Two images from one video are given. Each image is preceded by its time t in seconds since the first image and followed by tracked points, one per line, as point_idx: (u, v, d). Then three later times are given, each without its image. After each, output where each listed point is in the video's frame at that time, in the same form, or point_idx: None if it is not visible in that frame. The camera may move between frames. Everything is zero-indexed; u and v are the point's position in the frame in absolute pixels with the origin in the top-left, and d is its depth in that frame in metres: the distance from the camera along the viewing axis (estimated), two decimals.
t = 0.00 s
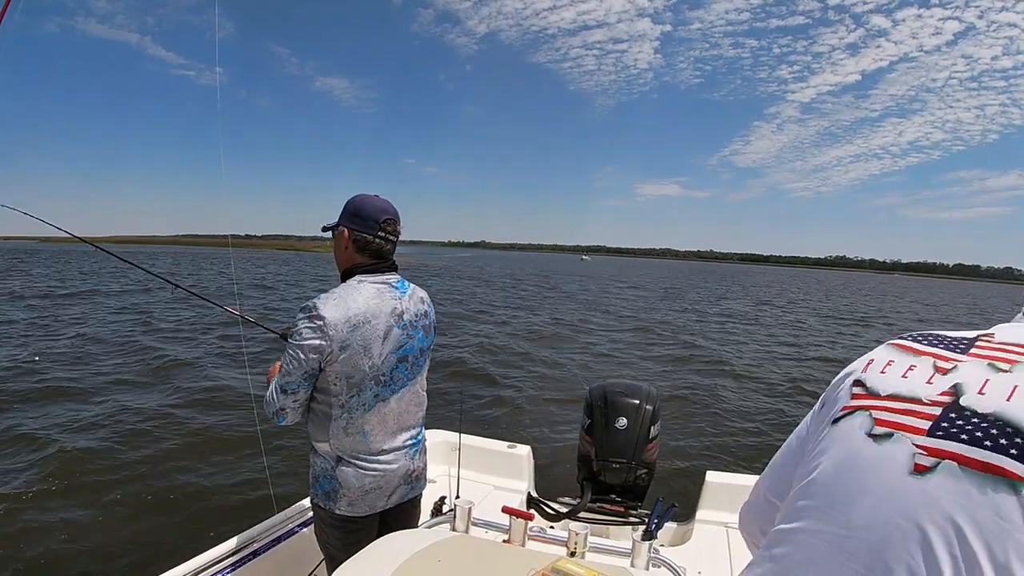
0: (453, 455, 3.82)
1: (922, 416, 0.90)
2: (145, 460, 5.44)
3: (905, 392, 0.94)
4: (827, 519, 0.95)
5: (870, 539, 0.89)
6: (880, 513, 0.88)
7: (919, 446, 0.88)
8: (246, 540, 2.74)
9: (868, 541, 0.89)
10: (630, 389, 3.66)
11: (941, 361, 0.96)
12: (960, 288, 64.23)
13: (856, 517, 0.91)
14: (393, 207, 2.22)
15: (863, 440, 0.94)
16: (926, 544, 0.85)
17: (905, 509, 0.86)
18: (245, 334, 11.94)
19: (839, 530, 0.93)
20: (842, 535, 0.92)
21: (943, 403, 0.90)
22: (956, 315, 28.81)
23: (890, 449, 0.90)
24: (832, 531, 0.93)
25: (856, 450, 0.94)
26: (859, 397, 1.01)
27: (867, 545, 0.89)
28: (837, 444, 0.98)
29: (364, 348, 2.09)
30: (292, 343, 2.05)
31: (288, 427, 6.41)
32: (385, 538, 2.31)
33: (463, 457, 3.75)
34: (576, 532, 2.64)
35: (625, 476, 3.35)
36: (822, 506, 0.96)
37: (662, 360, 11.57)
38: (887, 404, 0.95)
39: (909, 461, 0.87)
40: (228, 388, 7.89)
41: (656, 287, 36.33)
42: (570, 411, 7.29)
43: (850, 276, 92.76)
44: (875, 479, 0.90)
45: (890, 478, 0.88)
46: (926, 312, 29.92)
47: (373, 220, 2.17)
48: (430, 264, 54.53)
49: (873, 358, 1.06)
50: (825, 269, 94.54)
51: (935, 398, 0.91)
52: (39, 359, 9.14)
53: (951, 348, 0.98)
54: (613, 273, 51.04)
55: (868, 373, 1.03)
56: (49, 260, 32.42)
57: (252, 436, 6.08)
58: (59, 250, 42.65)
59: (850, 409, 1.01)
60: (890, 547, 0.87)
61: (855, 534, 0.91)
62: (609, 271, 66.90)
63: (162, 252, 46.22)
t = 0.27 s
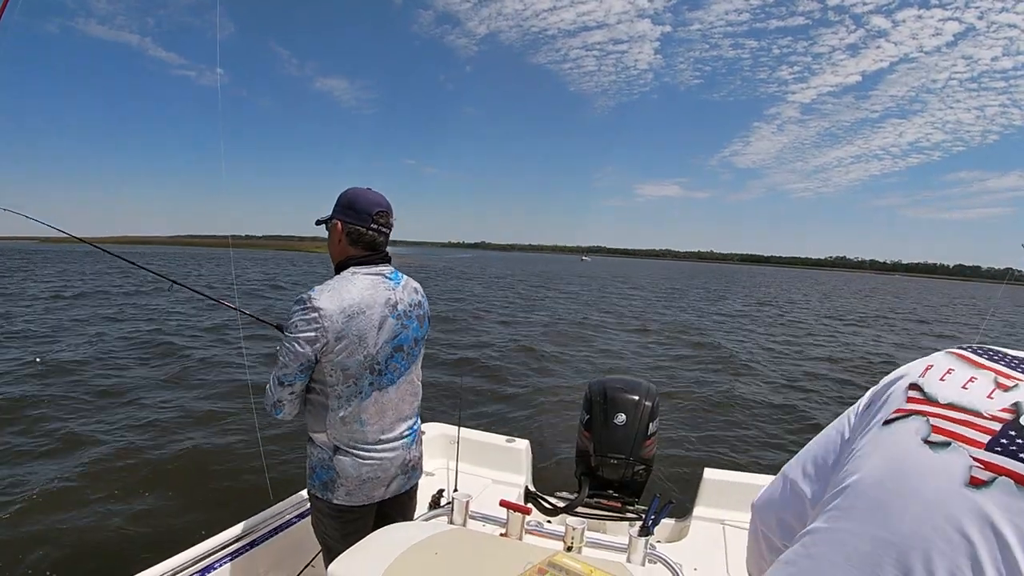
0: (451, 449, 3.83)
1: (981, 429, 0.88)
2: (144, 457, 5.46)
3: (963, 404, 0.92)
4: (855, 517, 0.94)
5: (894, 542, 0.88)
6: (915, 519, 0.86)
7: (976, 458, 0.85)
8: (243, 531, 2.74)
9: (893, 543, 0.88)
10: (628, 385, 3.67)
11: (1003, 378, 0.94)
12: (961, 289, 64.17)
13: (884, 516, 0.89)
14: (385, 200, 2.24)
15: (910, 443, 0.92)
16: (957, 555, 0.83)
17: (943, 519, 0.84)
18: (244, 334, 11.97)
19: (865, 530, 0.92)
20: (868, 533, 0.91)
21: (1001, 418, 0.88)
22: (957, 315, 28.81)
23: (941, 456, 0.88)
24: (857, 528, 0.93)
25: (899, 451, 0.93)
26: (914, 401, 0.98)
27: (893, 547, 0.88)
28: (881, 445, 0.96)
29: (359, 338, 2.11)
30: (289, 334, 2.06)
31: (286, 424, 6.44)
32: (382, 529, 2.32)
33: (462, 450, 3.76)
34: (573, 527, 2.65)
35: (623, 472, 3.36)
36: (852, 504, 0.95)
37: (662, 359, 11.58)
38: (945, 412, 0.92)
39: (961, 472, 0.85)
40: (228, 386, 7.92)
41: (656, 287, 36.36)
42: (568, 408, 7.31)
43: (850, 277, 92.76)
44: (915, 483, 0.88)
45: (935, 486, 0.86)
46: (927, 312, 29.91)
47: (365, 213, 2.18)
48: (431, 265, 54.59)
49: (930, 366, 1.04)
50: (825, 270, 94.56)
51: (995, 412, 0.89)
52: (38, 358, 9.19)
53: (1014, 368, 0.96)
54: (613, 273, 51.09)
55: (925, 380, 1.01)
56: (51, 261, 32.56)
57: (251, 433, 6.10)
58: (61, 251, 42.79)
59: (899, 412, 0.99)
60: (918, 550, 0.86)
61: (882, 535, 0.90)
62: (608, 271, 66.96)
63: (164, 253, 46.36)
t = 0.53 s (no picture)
0: (451, 447, 3.82)
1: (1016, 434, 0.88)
2: (144, 458, 5.46)
3: (995, 410, 0.92)
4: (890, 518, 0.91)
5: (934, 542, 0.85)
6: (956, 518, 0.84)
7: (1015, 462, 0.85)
8: (240, 528, 2.73)
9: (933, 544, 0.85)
10: (628, 384, 3.67)
11: None
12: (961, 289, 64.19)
13: (921, 516, 0.87)
14: (376, 196, 2.25)
15: (946, 444, 0.91)
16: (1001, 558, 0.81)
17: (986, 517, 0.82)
18: (243, 338, 11.99)
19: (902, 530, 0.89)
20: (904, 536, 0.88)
21: None
22: (957, 315, 28.82)
23: (982, 460, 0.87)
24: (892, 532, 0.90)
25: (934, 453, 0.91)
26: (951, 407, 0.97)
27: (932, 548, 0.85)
28: (914, 448, 0.95)
29: (354, 333, 2.11)
30: (283, 331, 2.06)
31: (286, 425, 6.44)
32: (380, 526, 2.32)
33: (462, 448, 3.75)
34: (573, 525, 2.65)
35: (623, 470, 3.36)
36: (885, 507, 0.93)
37: (662, 360, 11.58)
38: (981, 417, 0.92)
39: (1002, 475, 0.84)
40: (227, 389, 7.92)
41: (656, 290, 36.41)
42: (567, 408, 7.31)
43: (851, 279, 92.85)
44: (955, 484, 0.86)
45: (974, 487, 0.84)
46: (926, 313, 29.92)
47: (356, 209, 2.19)
48: (431, 269, 54.66)
49: (955, 373, 1.05)
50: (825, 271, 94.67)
51: None
52: (38, 363, 9.21)
53: None
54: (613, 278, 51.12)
55: (958, 386, 1.00)
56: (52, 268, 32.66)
57: (251, 435, 6.10)
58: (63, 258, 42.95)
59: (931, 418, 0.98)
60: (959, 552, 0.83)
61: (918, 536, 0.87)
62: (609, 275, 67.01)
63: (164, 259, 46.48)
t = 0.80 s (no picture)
0: (453, 451, 3.81)
1: (1007, 424, 0.89)
2: (144, 465, 5.43)
3: (985, 403, 0.94)
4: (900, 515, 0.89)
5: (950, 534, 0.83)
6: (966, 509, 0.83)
7: (1011, 449, 0.85)
8: (241, 535, 2.71)
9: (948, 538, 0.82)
10: (630, 386, 3.66)
11: (1015, 382, 0.98)
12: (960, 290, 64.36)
13: (936, 514, 0.85)
14: (377, 201, 2.24)
15: (943, 437, 0.91)
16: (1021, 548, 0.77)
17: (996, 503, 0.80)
18: (244, 342, 11.97)
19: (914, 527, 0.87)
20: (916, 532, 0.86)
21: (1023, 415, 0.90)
22: (955, 315, 28.92)
23: (979, 449, 0.87)
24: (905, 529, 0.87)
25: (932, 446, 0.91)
26: (939, 404, 0.98)
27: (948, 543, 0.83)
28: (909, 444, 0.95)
29: (356, 339, 2.10)
30: (284, 338, 2.05)
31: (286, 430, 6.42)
32: (383, 532, 2.30)
33: (464, 452, 3.74)
34: (576, 528, 2.63)
35: (625, 473, 3.34)
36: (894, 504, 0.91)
37: (662, 362, 11.57)
38: (970, 411, 0.93)
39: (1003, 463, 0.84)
40: (227, 395, 7.90)
41: (654, 291, 36.48)
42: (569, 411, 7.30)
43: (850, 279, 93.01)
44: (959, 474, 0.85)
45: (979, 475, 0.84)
46: (925, 312, 30.01)
47: (357, 214, 2.18)
48: (430, 272, 54.69)
49: (934, 371, 1.07)
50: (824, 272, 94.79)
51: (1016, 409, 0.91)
52: (38, 369, 9.19)
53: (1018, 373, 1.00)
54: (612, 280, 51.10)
55: (943, 384, 1.02)
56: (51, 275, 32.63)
57: (251, 440, 6.08)
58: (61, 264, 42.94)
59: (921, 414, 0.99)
60: (972, 544, 0.81)
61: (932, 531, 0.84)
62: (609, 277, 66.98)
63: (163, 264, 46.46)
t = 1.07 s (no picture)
0: (455, 456, 3.81)
1: (947, 405, 1.02)
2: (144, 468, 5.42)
3: (923, 390, 1.06)
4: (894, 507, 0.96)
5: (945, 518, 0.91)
6: (941, 488, 0.92)
7: (955, 426, 0.98)
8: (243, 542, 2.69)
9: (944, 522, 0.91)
10: (632, 388, 3.66)
11: (947, 370, 1.12)
12: (959, 291, 64.45)
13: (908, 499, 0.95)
14: (384, 206, 2.23)
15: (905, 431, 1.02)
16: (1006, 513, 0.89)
17: (972, 480, 0.91)
18: (243, 341, 11.92)
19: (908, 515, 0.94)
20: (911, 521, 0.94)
21: (956, 392, 1.05)
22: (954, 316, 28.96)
23: (930, 433, 0.99)
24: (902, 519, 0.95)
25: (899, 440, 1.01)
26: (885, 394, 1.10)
27: (944, 528, 0.91)
28: (875, 438, 1.04)
29: (366, 346, 2.10)
30: (293, 346, 2.04)
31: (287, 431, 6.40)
32: (389, 538, 2.30)
33: (466, 457, 3.73)
34: (579, 532, 2.63)
35: (627, 475, 3.34)
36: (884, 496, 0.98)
37: (662, 363, 11.57)
38: (912, 398, 1.06)
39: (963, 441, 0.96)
40: (228, 395, 7.88)
41: (653, 291, 36.48)
42: (571, 413, 7.28)
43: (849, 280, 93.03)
44: (935, 460, 0.96)
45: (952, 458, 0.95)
46: (924, 313, 30.03)
47: (365, 220, 2.18)
48: (429, 270, 54.65)
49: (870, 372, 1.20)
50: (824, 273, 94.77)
51: (952, 391, 1.05)
52: (38, 368, 9.15)
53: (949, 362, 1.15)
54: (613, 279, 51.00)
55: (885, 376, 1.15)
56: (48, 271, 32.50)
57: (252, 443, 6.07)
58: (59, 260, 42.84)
59: (868, 409, 1.10)
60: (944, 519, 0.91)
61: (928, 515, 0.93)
62: (609, 276, 66.88)
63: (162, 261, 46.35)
